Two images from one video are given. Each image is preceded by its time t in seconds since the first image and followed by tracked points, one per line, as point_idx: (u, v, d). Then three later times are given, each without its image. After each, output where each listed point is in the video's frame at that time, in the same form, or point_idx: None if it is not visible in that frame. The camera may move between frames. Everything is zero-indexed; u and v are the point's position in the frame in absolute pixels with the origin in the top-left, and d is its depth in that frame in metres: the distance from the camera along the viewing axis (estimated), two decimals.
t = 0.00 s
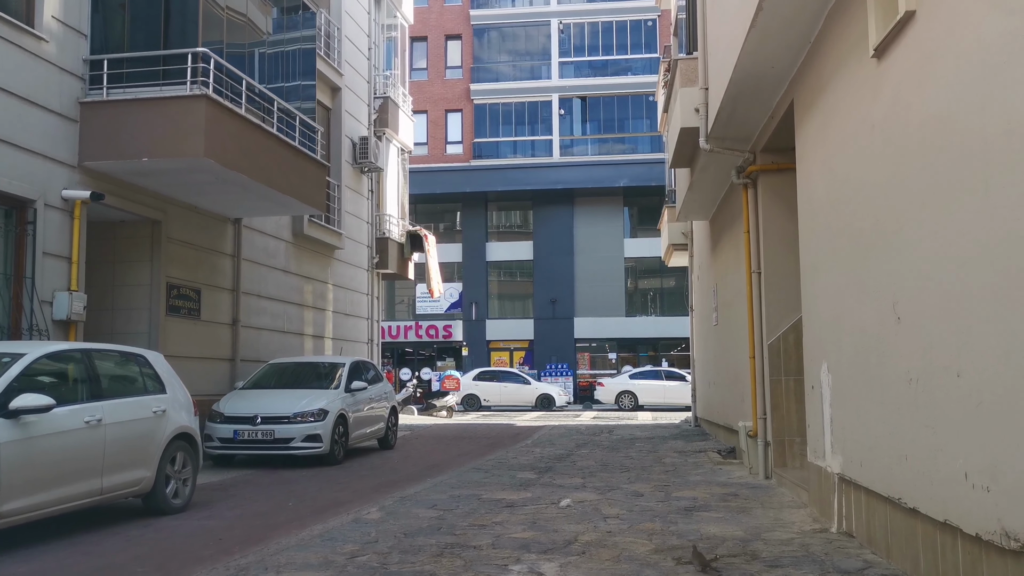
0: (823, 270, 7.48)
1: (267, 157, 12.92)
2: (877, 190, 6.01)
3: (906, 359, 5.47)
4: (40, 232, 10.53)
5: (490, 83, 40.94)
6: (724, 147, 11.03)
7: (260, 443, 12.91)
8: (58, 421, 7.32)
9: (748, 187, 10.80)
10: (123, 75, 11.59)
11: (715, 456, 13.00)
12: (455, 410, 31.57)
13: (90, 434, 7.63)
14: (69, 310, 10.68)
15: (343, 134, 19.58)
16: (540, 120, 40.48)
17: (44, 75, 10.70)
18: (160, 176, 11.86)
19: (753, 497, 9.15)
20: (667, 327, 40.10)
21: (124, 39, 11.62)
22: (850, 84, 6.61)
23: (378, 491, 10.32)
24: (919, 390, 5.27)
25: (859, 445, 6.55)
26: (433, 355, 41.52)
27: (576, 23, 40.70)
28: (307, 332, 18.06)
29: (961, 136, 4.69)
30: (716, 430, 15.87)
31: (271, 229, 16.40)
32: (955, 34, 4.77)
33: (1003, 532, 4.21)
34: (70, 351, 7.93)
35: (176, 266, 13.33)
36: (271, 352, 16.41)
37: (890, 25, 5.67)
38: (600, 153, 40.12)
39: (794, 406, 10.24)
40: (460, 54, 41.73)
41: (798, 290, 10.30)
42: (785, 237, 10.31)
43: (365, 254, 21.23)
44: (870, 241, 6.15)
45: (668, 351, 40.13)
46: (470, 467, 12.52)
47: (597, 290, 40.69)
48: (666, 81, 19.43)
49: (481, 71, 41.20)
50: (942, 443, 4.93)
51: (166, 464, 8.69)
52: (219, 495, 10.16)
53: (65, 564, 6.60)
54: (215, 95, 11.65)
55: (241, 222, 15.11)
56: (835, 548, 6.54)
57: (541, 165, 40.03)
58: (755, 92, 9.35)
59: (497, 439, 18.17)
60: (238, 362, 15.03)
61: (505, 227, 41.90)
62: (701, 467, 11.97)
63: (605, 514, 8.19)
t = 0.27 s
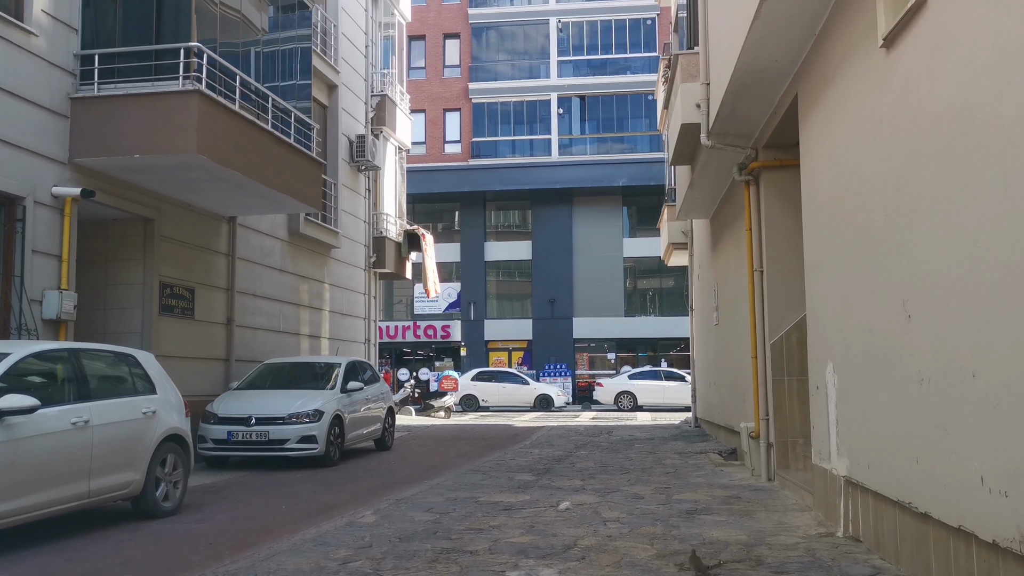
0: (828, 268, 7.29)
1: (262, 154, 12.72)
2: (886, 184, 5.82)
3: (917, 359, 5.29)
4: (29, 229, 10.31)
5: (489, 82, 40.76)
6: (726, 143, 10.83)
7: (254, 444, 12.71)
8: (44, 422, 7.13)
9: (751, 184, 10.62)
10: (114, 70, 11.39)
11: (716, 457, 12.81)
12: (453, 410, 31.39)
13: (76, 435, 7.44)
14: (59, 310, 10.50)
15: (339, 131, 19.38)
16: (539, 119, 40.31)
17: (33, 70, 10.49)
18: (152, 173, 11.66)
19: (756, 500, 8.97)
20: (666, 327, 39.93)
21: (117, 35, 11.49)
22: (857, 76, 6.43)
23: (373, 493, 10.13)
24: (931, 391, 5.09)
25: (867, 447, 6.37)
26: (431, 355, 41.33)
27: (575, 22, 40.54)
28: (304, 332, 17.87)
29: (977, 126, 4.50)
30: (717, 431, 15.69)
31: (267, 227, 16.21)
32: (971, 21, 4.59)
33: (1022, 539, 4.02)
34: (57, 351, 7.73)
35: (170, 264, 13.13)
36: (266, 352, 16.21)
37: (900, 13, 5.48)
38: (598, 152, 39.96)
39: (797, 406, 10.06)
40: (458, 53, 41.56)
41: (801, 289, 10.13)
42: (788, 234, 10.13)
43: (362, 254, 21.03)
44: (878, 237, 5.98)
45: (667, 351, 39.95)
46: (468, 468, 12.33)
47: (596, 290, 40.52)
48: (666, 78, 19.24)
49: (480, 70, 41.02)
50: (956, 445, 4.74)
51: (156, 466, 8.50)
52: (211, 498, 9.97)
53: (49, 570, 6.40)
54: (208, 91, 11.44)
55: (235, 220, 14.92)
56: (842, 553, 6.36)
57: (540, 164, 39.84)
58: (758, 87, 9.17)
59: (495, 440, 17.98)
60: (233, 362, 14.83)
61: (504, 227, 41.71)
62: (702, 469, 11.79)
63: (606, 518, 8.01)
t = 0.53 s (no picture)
0: (835, 265, 7.09)
1: (256, 151, 12.52)
2: (897, 178, 5.62)
3: (930, 358, 5.09)
4: (18, 227, 10.08)
5: (487, 81, 40.54)
6: (728, 139, 10.64)
7: (248, 446, 12.50)
8: (27, 425, 6.92)
9: (753, 180, 10.42)
10: (105, 65, 11.19)
11: (717, 459, 12.62)
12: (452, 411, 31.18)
13: (61, 438, 7.23)
14: (47, 308, 10.27)
15: (336, 129, 19.18)
16: (537, 118, 40.12)
17: (22, 64, 10.27)
18: (144, 170, 11.46)
19: (759, 503, 8.77)
20: (666, 327, 39.74)
21: (107, 26, 11.24)
22: (866, 67, 6.22)
23: (369, 496, 9.93)
24: (946, 393, 4.89)
25: (876, 450, 6.17)
26: (429, 355, 41.10)
27: (574, 21, 40.35)
28: (300, 331, 17.66)
29: (995, 115, 4.30)
30: (718, 432, 15.49)
31: (262, 226, 16.00)
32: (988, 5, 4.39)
33: None
34: (42, 350, 7.51)
35: (162, 263, 12.92)
36: (261, 352, 16.00)
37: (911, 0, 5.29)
38: (598, 152, 39.77)
39: (800, 407, 9.86)
40: (456, 52, 41.35)
41: (805, 288, 9.93)
42: (791, 232, 9.93)
43: (359, 253, 20.83)
44: (889, 232, 5.77)
45: (667, 351, 39.77)
46: (465, 470, 12.13)
47: (595, 290, 40.32)
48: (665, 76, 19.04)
49: (478, 69, 40.81)
50: (972, 449, 4.55)
51: (145, 469, 8.29)
52: (203, 501, 9.76)
53: None
54: (201, 86, 11.23)
55: (230, 218, 14.71)
56: (851, 559, 6.16)
57: (539, 164, 39.64)
58: (761, 81, 8.96)
59: (493, 441, 17.78)
60: (227, 363, 14.62)
61: (502, 227, 41.50)
62: (704, 471, 11.59)
63: (606, 522, 7.80)
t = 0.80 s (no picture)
0: (842, 262, 6.89)
1: (250, 148, 12.31)
2: (911, 171, 5.41)
3: (948, 358, 4.88)
4: (5, 224, 9.85)
5: (486, 80, 40.31)
6: (730, 134, 10.42)
7: (242, 448, 12.28)
8: (9, 427, 6.70)
9: (756, 177, 10.21)
10: (95, 59, 10.96)
11: (720, 460, 12.40)
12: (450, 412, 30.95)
13: (44, 440, 7.00)
14: (35, 307, 10.05)
15: (333, 127, 18.96)
16: (537, 117, 39.90)
17: (10, 57, 10.05)
18: (135, 167, 11.24)
19: (764, 506, 8.56)
20: (665, 327, 39.52)
21: (98, 18, 10.96)
22: (877, 56, 6.00)
23: (364, 499, 9.71)
24: (964, 394, 4.67)
25: (887, 453, 5.96)
26: (428, 355, 40.86)
27: (573, 20, 40.13)
28: (296, 331, 17.43)
29: (1018, 102, 4.09)
30: (720, 433, 15.28)
31: (257, 224, 15.77)
32: None
33: None
34: (28, 349, 7.28)
35: (155, 262, 12.70)
36: (256, 352, 15.78)
37: None
38: (597, 151, 39.56)
39: (805, 409, 9.65)
40: (455, 50, 41.12)
41: (809, 286, 9.70)
42: (796, 229, 9.73)
43: (357, 252, 20.60)
44: (901, 226, 5.56)
45: (667, 351, 39.57)
46: (463, 472, 11.91)
47: (594, 289, 40.11)
48: (666, 72, 18.82)
49: (477, 68, 40.59)
50: (993, 452, 4.34)
51: (133, 472, 8.07)
52: (195, 504, 9.54)
53: None
54: (193, 81, 11.00)
55: (224, 217, 14.49)
56: (861, 566, 5.95)
57: (538, 163, 39.41)
58: (766, 74, 8.75)
59: (492, 442, 17.55)
60: (222, 363, 14.40)
61: (501, 227, 41.28)
62: (706, 473, 11.37)
63: (607, 527, 7.57)
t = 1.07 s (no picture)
0: (851, 258, 6.65)
1: (243, 143, 12.06)
2: (926, 161, 5.17)
3: (966, 357, 4.64)
4: None
5: (485, 78, 40.07)
6: (733, 128, 10.18)
7: (234, 449, 12.03)
8: None
9: (759, 172, 9.98)
10: (83, 52, 10.72)
11: (721, 462, 12.16)
12: (448, 412, 30.72)
13: (23, 443, 6.76)
14: (20, 306, 9.78)
15: (328, 124, 18.71)
16: (535, 116, 39.67)
17: None
18: (124, 162, 10.99)
19: (768, 510, 8.32)
20: (665, 328, 39.29)
21: (85, 10, 10.76)
22: (889, 42, 5.76)
23: (357, 503, 9.47)
24: (984, 395, 4.43)
25: (899, 456, 5.72)
26: (426, 355, 40.63)
27: (572, 18, 39.90)
28: (290, 331, 17.19)
29: None
30: (721, 434, 15.04)
31: (251, 222, 15.52)
32: None
33: None
34: (7, 348, 7.03)
35: (146, 260, 12.45)
36: (250, 352, 15.53)
37: None
38: (596, 150, 39.33)
39: (810, 410, 9.40)
40: (453, 49, 40.87)
41: (814, 284, 9.48)
42: (800, 226, 9.49)
43: (353, 251, 20.35)
44: (915, 220, 5.31)
45: (666, 351, 39.35)
46: (459, 474, 11.67)
47: (594, 289, 39.87)
48: (666, 68, 18.58)
49: (476, 66, 40.35)
50: (1016, 457, 4.10)
51: (118, 475, 7.82)
52: (184, 508, 9.30)
53: None
54: (183, 74, 10.75)
55: (217, 214, 14.24)
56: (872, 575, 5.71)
57: (536, 162, 39.17)
58: (770, 65, 8.51)
59: (489, 443, 17.31)
60: (214, 363, 14.15)
61: (500, 227, 41.04)
62: (707, 475, 11.13)
63: (607, 532, 7.33)
